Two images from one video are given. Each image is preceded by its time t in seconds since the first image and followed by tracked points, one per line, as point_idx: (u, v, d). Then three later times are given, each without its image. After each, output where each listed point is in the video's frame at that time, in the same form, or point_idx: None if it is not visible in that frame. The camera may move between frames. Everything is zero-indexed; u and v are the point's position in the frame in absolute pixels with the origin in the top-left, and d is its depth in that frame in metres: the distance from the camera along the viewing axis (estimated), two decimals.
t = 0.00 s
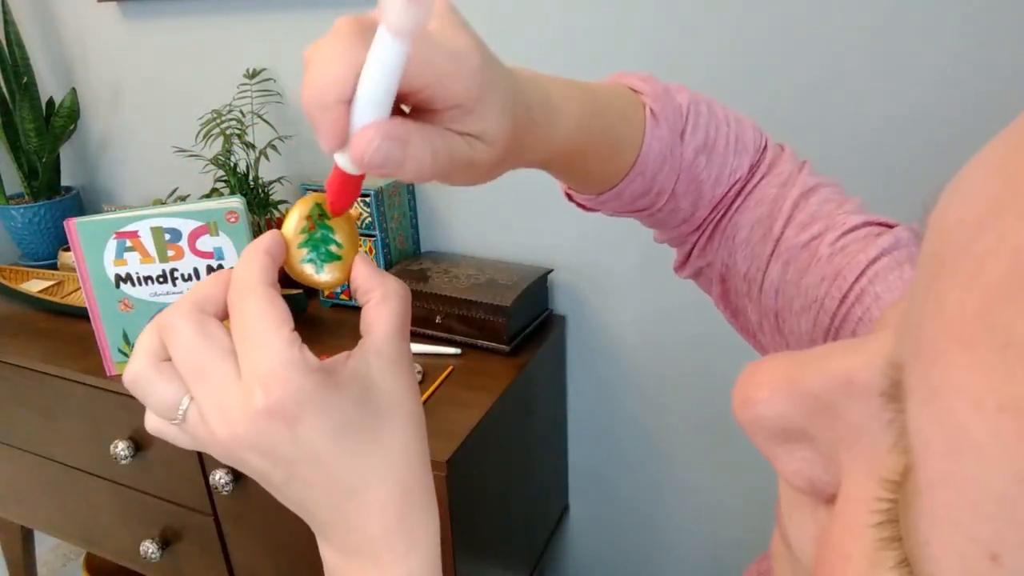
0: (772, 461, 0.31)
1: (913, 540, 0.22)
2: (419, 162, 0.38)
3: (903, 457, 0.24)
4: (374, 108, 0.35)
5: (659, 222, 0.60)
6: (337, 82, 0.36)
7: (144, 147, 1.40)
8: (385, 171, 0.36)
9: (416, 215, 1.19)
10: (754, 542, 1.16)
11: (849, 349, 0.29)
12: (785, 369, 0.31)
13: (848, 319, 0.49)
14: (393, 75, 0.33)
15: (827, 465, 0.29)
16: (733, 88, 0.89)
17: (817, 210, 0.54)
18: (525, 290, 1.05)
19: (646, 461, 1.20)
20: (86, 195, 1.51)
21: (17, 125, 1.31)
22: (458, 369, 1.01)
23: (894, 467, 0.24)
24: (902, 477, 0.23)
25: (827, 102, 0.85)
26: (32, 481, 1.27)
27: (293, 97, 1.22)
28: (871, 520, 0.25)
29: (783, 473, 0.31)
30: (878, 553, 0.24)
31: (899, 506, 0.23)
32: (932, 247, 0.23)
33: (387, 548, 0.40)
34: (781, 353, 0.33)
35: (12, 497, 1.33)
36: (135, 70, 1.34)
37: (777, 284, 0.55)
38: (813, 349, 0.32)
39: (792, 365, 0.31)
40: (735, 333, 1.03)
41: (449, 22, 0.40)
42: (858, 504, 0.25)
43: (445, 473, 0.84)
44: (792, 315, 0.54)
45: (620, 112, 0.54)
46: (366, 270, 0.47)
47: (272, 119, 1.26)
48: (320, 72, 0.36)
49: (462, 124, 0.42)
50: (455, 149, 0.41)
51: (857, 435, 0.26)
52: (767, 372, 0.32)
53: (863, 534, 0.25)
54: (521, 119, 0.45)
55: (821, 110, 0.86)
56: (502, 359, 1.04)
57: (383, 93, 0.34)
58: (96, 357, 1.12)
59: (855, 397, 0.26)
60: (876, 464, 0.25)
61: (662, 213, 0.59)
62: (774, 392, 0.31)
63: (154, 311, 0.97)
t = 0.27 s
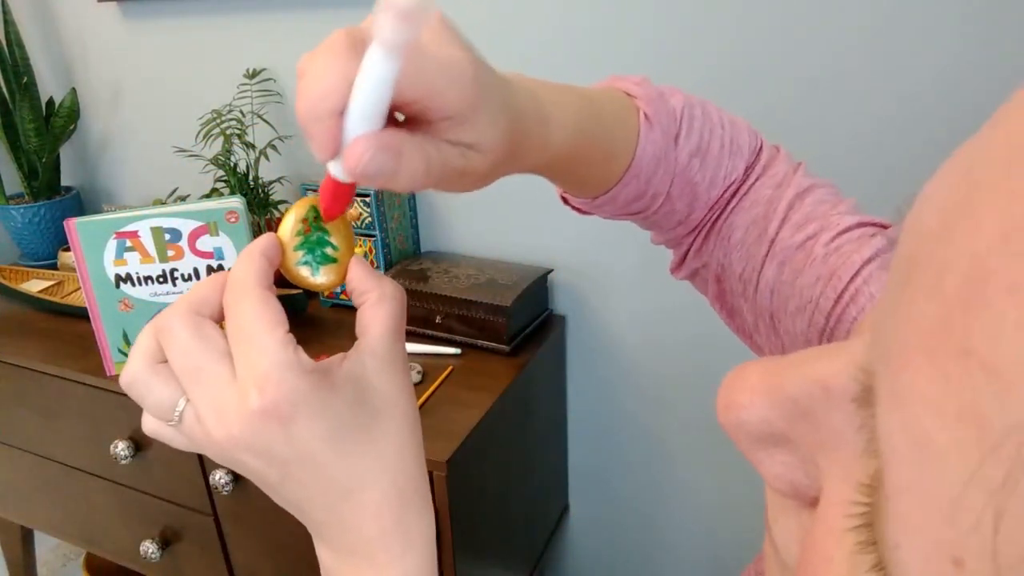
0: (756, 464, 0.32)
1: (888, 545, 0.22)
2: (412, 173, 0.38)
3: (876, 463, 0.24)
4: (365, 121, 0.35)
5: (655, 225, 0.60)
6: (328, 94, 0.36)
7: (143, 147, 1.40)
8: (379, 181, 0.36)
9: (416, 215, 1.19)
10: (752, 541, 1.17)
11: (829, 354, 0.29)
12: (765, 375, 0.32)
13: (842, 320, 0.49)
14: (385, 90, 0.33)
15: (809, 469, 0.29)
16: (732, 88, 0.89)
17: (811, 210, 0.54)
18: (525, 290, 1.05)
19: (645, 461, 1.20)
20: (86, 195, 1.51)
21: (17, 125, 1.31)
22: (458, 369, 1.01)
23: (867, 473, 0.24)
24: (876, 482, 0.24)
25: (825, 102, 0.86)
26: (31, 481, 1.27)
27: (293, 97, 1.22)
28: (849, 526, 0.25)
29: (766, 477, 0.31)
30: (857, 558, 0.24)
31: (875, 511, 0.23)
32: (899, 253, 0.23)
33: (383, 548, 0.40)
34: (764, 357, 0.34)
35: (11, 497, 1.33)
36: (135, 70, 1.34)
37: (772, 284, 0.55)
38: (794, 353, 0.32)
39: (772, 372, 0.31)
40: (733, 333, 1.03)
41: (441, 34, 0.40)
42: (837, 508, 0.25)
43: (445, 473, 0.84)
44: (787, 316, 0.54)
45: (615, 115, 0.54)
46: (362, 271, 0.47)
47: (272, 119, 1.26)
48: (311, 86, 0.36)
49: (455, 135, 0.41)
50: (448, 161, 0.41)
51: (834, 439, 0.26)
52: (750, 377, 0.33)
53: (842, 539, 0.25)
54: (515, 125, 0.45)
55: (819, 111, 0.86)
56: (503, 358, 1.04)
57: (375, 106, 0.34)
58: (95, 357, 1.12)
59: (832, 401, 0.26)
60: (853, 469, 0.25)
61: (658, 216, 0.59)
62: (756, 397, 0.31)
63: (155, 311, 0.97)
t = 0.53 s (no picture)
0: (760, 466, 0.32)
1: (894, 546, 0.22)
2: (402, 191, 0.39)
3: (882, 464, 0.24)
4: (352, 146, 0.35)
5: (655, 226, 0.61)
6: (317, 118, 0.36)
7: (144, 147, 1.41)
8: (367, 201, 0.37)
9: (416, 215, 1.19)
10: (752, 541, 1.17)
11: (833, 356, 0.29)
12: (769, 377, 0.32)
13: (843, 320, 0.50)
14: (370, 119, 0.34)
15: (814, 470, 0.29)
16: (732, 88, 0.89)
17: (812, 210, 0.54)
18: (525, 290, 1.05)
19: (645, 462, 1.20)
20: (86, 195, 1.51)
21: (17, 125, 1.31)
22: (457, 369, 1.01)
23: (874, 475, 0.24)
24: (882, 483, 0.24)
25: (824, 103, 0.86)
26: (32, 481, 1.27)
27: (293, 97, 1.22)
28: (855, 528, 0.25)
29: (771, 479, 0.31)
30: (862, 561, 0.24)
31: (881, 513, 0.24)
32: (903, 255, 0.23)
33: (387, 546, 0.40)
34: (767, 359, 0.34)
35: (11, 497, 1.33)
36: (135, 70, 1.34)
37: (773, 284, 0.55)
38: (799, 356, 0.32)
39: (775, 373, 0.32)
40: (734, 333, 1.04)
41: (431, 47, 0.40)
42: (842, 510, 0.25)
43: (445, 473, 0.84)
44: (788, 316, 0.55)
45: (612, 118, 0.54)
46: (366, 270, 0.47)
47: (272, 119, 1.26)
48: (298, 110, 0.36)
49: (446, 149, 0.41)
50: (438, 177, 0.41)
51: (839, 441, 0.26)
52: (754, 379, 0.33)
53: (847, 541, 0.25)
54: (511, 130, 0.46)
55: (819, 110, 0.86)
56: (502, 359, 1.04)
57: (363, 132, 0.34)
58: (96, 357, 1.12)
59: (837, 402, 0.26)
60: (858, 471, 0.25)
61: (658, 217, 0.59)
62: (760, 398, 0.31)
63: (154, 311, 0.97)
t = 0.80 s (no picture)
0: (766, 469, 0.32)
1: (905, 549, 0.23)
2: (388, 216, 0.39)
3: (892, 467, 0.24)
4: (337, 172, 0.36)
5: (654, 226, 0.61)
6: (297, 148, 0.36)
7: (144, 147, 1.41)
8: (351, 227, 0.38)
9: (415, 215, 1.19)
10: (753, 541, 1.17)
11: (838, 358, 0.29)
12: (776, 380, 0.32)
13: (843, 320, 0.50)
14: (353, 148, 0.34)
15: (821, 473, 0.29)
16: (732, 88, 0.89)
17: (812, 210, 0.55)
18: (525, 289, 1.05)
19: (646, 462, 1.20)
20: (86, 195, 1.52)
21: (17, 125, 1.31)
22: (458, 369, 1.02)
23: (882, 477, 0.24)
24: (891, 486, 0.24)
25: (825, 103, 0.86)
26: (33, 481, 1.27)
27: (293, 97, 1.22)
28: (863, 530, 0.25)
29: (777, 481, 0.31)
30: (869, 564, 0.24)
31: (891, 515, 0.24)
32: (911, 256, 0.23)
33: (389, 545, 0.41)
34: (772, 361, 0.34)
35: (12, 497, 1.33)
36: (135, 70, 1.34)
37: (774, 284, 0.55)
38: (803, 358, 0.32)
39: (783, 374, 0.32)
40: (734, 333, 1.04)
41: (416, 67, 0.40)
42: (849, 513, 0.26)
43: (445, 473, 0.85)
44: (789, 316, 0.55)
45: (606, 120, 0.54)
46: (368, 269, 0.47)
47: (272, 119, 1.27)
48: (281, 134, 0.36)
49: (433, 170, 0.41)
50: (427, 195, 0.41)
51: (845, 443, 0.27)
52: (761, 380, 0.33)
53: (855, 543, 0.25)
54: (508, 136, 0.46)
55: (819, 111, 0.87)
56: (502, 359, 1.04)
57: (345, 159, 0.35)
58: (97, 357, 1.12)
59: (845, 404, 0.26)
60: (866, 473, 0.25)
61: (657, 217, 0.59)
62: (765, 401, 0.31)
63: (154, 311, 0.98)
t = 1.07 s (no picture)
0: (762, 473, 0.32)
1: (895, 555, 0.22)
2: (404, 223, 0.39)
3: (885, 472, 0.24)
4: (356, 175, 0.35)
5: (655, 227, 0.61)
6: (315, 154, 0.36)
7: (144, 148, 1.41)
8: (368, 231, 0.37)
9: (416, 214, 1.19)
10: (753, 542, 1.17)
11: (833, 363, 0.29)
12: (770, 383, 0.32)
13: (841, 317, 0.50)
14: (370, 154, 0.34)
15: (815, 477, 0.29)
16: (732, 89, 0.89)
17: (811, 210, 0.54)
18: (525, 289, 1.05)
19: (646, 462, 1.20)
20: (86, 195, 1.51)
21: (17, 125, 1.31)
22: (458, 369, 1.01)
23: (876, 482, 0.24)
24: (885, 491, 0.24)
25: (825, 103, 0.86)
26: (32, 481, 1.27)
27: (294, 98, 1.22)
28: (856, 536, 0.25)
29: (773, 485, 0.31)
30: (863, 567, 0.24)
31: (883, 521, 0.23)
32: (904, 262, 0.23)
33: (385, 547, 0.40)
34: (769, 365, 0.34)
35: (11, 497, 1.33)
36: (135, 70, 1.34)
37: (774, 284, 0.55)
38: (799, 363, 0.32)
39: (778, 379, 0.32)
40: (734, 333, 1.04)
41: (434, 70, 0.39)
42: (843, 518, 0.25)
43: (446, 473, 0.84)
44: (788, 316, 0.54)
45: (611, 120, 0.54)
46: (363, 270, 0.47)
47: (272, 119, 1.26)
48: (302, 136, 0.36)
49: (449, 172, 0.41)
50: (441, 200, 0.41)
51: (840, 448, 0.26)
52: (755, 385, 0.33)
53: (848, 548, 0.25)
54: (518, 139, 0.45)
55: (819, 110, 0.86)
56: (503, 359, 1.04)
57: (362, 166, 0.34)
58: (97, 357, 1.12)
59: (840, 409, 0.26)
60: (860, 479, 0.25)
61: (658, 219, 0.59)
62: (761, 406, 0.31)
63: (154, 311, 0.97)
